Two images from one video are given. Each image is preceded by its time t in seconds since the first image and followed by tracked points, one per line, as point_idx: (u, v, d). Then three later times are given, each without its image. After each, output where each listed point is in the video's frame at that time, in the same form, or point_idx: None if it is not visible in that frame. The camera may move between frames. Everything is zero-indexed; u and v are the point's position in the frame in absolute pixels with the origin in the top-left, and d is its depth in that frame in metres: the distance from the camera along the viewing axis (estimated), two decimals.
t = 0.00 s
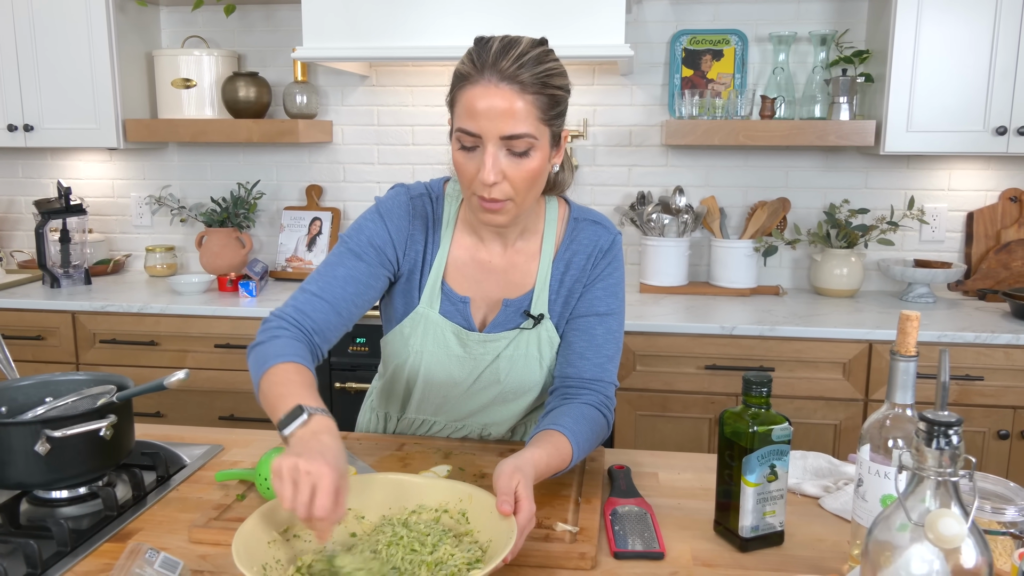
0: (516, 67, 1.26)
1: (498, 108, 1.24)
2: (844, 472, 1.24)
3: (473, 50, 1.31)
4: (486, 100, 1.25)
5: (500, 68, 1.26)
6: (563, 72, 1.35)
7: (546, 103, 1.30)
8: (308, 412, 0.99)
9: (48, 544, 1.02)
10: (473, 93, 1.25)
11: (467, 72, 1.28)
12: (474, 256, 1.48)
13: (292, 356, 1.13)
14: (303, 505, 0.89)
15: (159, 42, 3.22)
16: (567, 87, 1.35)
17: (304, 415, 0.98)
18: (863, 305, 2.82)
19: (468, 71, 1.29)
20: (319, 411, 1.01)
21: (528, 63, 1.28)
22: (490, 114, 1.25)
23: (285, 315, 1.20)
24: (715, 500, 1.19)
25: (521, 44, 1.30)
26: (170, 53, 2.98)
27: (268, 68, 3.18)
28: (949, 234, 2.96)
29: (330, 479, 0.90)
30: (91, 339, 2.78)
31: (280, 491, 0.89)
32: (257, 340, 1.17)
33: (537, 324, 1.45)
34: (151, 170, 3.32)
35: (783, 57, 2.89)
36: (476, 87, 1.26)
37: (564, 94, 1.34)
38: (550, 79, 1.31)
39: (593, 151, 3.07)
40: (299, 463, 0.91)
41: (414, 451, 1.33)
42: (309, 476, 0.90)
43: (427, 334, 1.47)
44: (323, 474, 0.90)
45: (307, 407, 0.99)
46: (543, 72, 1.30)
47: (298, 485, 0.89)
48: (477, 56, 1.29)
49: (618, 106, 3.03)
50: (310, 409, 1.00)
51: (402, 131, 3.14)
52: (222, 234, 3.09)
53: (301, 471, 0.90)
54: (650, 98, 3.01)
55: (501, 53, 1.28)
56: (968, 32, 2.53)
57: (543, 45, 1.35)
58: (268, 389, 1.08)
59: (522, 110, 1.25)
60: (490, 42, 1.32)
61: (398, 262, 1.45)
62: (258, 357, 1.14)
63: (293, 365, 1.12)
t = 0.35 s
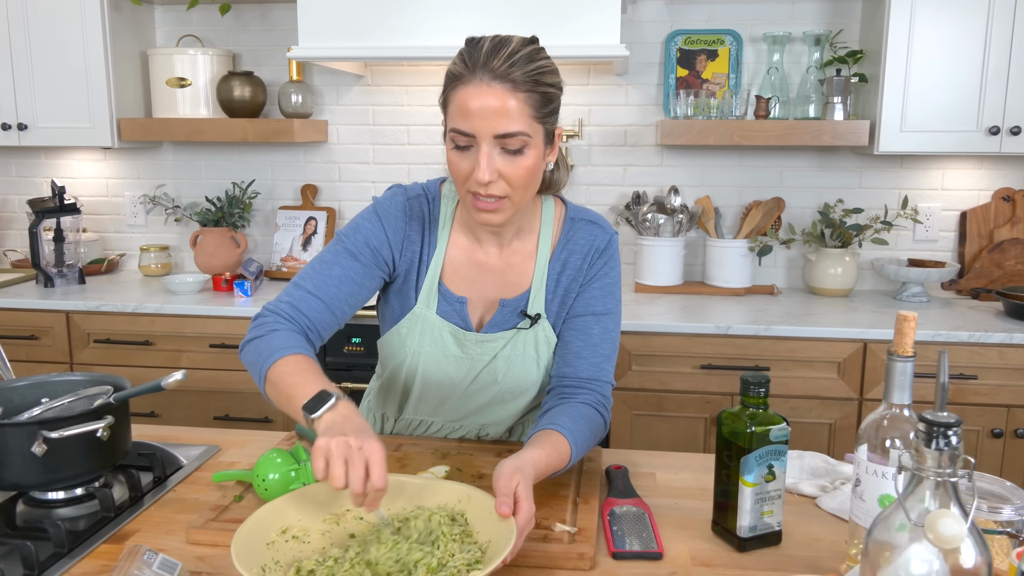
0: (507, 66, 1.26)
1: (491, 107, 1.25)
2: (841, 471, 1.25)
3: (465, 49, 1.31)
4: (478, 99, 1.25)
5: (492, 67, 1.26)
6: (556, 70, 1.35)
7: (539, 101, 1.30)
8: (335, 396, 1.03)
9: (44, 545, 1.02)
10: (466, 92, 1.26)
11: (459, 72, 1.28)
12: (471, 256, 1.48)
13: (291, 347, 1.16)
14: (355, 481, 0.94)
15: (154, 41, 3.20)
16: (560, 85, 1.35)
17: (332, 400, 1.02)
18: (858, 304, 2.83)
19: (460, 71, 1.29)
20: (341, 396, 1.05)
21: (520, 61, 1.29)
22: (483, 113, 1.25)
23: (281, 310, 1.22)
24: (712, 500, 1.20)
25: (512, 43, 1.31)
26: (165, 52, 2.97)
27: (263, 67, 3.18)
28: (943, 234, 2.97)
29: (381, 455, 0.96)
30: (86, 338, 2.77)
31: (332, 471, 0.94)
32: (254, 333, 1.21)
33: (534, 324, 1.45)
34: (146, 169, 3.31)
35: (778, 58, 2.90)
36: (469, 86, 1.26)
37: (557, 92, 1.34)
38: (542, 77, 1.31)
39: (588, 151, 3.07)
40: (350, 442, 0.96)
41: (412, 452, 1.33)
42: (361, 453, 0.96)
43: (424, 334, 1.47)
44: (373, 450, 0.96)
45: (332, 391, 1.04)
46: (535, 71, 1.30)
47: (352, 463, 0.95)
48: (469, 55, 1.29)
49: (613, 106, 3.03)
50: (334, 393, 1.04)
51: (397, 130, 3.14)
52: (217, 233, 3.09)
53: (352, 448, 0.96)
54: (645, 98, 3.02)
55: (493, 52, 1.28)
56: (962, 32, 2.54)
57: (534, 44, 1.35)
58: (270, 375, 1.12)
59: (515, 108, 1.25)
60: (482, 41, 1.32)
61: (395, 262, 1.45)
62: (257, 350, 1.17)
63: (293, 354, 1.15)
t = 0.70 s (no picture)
0: (512, 65, 1.27)
1: (495, 106, 1.25)
2: (842, 473, 1.25)
3: (468, 49, 1.31)
4: (483, 98, 1.25)
5: (497, 66, 1.26)
6: (560, 70, 1.35)
7: (543, 100, 1.30)
8: (281, 391, 1.02)
9: (44, 549, 1.01)
10: (470, 91, 1.26)
11: (464, 70, 1.28)
12: (472, 258, 1.48)
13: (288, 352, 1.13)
14: (264, 460, 0.90)
15: (148, 42, 3.19)
16: (564, 84, 1.35)
17: (277, 395, 1.02)
18: (853, 305, 2.84)
19: (464, 70, 1.29)
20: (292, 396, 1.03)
21: (524, 61, 1.29)
22: (488, 112, 1.25)
23: (284, 314, 1.20)
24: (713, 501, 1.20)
25: (517, 43, 1.30)
26: (159, 53, 2.95)
27: (258, 68, 3.17)
28: (937, 235, 2.98)
29: (296, 439, 0.92)
30: (80, 340, 2.75)
31: (240, 448, 0.90)
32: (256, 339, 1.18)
33: (534, 327, 1.45)
34: (140, 170, 3.29)
35: (773, 59, 2.90)
36: (474, 85, 1.26)
37: (561, 92, 1.34)
38: (547, 77, 1.31)
39: (584, 152, 3.08)
40: (265, 426, 0.93)
41: (412, 454, 1.33)
42: (274, 435, 0.92)
43: (425, 336, 1.47)
44: (288, 433, 0.93)
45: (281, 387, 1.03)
46: (540, 70, 1.30)
47: (263, 446, 0.91)
48: (473, 54, 1.29)
49: (609, 107, 3.04)
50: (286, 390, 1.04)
51: (392, 131, 3.14)
52: (212, 235, 3.07)
53: (266, 430, 0.92)
54: (641, 99, 3.02)
55: (497, 52, 1.28)
56: (956, 35, 2.55)
57: (537, 43, 1.35)
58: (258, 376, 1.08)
59: (520, 107, 1.26)
60: (486, 41, 1.32)
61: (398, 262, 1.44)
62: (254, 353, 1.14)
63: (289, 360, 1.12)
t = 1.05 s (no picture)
0: (503, 68, 1.26)
1: (489, 108, 1.24)
2: (846, 475, 1.25)
3: (458, 52, 1.30)
4: (477, 101, 1.24)
5: (488, 69, 1.25)
6: (550, 67, 1.34)
7: (536, 99, 1.29)
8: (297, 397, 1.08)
9: (45, 555, 1.00)
10: (464, 96, 1.25)
11: (455, 75, 1.27)
12: (473, 250, 1.47)
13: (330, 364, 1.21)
14: (268, 460, 0.92)
15: (142, 42, 3.17)
16: (555, 81, 1.34)
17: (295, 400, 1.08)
18: (850, 307, 2.84)
19: (455, 75, 1.28)
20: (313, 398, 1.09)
21: (515, 62, 1.28)
22: (482, 115, 1.24)
23: (320, 334, 1.27)
24: (717, 505, 1.20)
25: (507, 43, 1.30)
26: (154, 53, 2.94)
27: (254, 69, 3.15)
28: (933, 236, 2.99)
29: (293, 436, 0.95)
30: (74, 343, 2.73)
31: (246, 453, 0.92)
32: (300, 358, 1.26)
33: (531, 311, 1.45)
34: (134, 171, 3.27)
35: (770, 61, 2.91)
36: (466, 89, 1.25)
37: (552, 88, 1.33)
38: (538, 75, 1.30)
39: (581, 153, 3.07)
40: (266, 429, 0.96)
41: (414, 458, 1.32)
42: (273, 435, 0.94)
43: (427, 328, 1.46)
44: (285, 433, 0.95)
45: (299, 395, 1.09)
46: (531, 69, 1.29)
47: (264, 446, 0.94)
48: (463, 58, 1.28)
49: (605, 108, 3.04)
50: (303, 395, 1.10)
51: (389, 132, 3.13)
52: (207, 236, 3.05)
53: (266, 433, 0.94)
54: (637, 101, 3.02)
55: (488, 54, 1.27)
56: (952, 37, 2.56)
57: (527, 42, 1.34)
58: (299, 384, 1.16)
59: (514, 108, 1.25)
60: (476, 43, 1.31)
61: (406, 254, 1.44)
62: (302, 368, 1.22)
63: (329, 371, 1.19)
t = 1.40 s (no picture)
0: (507, 57, 1.25)
1: (493, 98, 1.24)
2: (851, 478, 1.25)
3: (465, 43, 1.30)
4: (480, 91, 1.25)
5: (493, 58, 1.25)
6: (555, 62, 1.34)
7: (540, 89, 1.29)
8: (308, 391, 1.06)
9: (46, 565, 0.99)
10: (468, 85, 1.25)
11: (461, 65, 1.27)
12: (480, 249, 1.47)
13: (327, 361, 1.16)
14: (282, 462, 0.91)
15: (135, 44, 3.15)
16: (559, 75, 1.33)
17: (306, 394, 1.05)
18: (846, 308, 2.85)
19: (460, 64, 1.28)
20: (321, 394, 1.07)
21: (518, 52, 1.26)
22: (486, 104, 1.24)
23: (317, 327, 1.22)
24: (723, 509, 1.19)
25: (511, 36, 1.28)
26: (147, 55, 2.92)
27: (248, 71, 3.14)
28: (928, 238, 3.01)
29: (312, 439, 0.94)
30: (68, 347, 2.71)
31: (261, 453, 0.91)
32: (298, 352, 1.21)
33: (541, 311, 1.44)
34: (127, 174, 3.25)
35: (765, 63, 2.91)
36: (471, 78, 1.25)
37: (557, 81, 1.32)
38: (542, 67, 1.29)
39: (577, 155, 3.07)
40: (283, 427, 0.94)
41: (417, 463, 1.31)
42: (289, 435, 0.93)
43: (435, 326, 1.45)
44: (303, 435, 0.94)
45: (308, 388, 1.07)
46: (535, 60, 1.28)
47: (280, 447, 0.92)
48: (469, 48, 1.28)
49: (601, 110, 3.03)
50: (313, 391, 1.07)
51: (384, 135, 3.12)
52: (203, 240, 3.02)
53: (283, 433, 0.93)
54: (633, 103, 3.02)
55: (493, 44, 1.27)
56: (947, 39, 2.57)
57: (532, 35, 1.34)
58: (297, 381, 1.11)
59: (517, 97, 1.25)
60: (481, 35, 1.30)
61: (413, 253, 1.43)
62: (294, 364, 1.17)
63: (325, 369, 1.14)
